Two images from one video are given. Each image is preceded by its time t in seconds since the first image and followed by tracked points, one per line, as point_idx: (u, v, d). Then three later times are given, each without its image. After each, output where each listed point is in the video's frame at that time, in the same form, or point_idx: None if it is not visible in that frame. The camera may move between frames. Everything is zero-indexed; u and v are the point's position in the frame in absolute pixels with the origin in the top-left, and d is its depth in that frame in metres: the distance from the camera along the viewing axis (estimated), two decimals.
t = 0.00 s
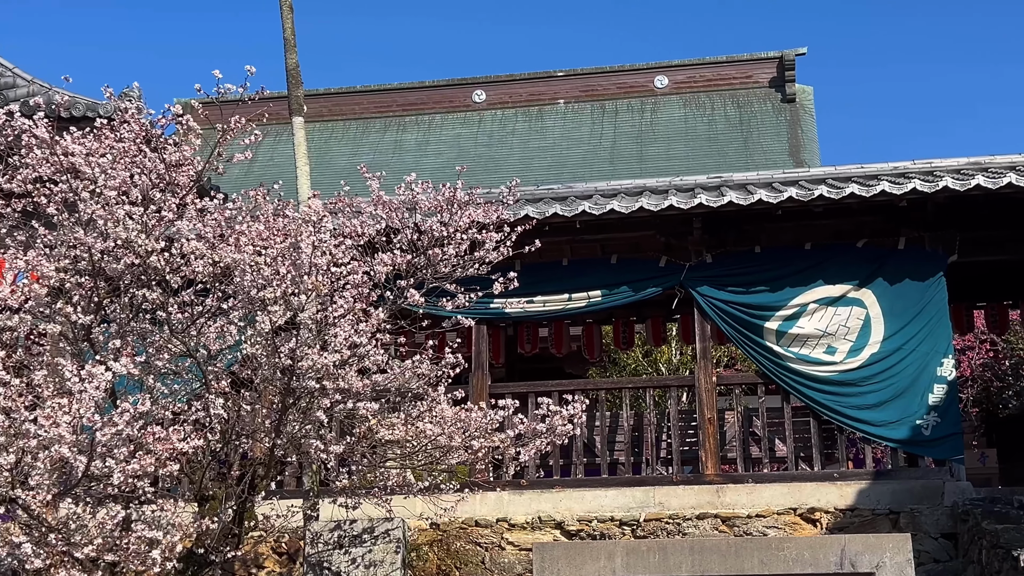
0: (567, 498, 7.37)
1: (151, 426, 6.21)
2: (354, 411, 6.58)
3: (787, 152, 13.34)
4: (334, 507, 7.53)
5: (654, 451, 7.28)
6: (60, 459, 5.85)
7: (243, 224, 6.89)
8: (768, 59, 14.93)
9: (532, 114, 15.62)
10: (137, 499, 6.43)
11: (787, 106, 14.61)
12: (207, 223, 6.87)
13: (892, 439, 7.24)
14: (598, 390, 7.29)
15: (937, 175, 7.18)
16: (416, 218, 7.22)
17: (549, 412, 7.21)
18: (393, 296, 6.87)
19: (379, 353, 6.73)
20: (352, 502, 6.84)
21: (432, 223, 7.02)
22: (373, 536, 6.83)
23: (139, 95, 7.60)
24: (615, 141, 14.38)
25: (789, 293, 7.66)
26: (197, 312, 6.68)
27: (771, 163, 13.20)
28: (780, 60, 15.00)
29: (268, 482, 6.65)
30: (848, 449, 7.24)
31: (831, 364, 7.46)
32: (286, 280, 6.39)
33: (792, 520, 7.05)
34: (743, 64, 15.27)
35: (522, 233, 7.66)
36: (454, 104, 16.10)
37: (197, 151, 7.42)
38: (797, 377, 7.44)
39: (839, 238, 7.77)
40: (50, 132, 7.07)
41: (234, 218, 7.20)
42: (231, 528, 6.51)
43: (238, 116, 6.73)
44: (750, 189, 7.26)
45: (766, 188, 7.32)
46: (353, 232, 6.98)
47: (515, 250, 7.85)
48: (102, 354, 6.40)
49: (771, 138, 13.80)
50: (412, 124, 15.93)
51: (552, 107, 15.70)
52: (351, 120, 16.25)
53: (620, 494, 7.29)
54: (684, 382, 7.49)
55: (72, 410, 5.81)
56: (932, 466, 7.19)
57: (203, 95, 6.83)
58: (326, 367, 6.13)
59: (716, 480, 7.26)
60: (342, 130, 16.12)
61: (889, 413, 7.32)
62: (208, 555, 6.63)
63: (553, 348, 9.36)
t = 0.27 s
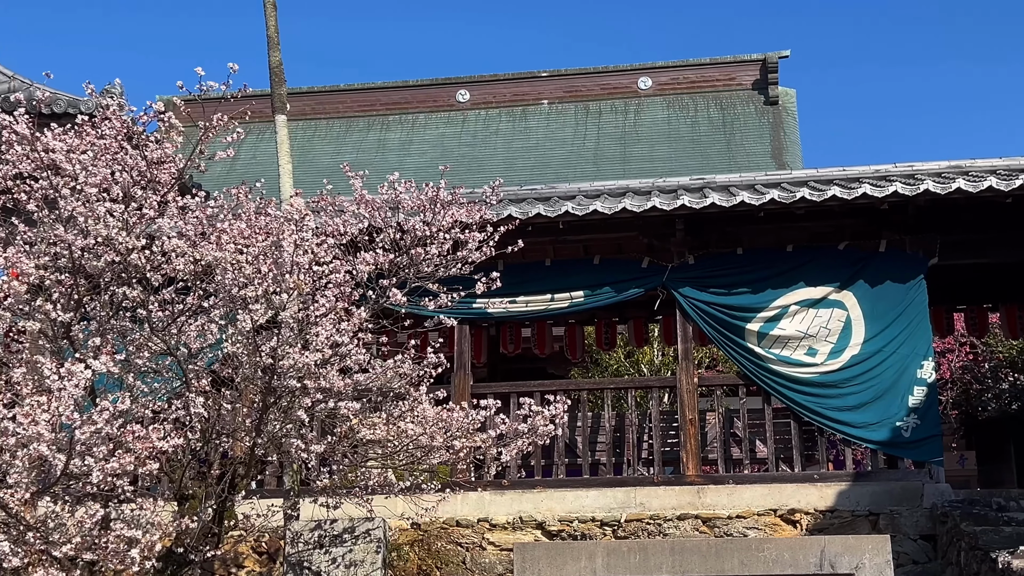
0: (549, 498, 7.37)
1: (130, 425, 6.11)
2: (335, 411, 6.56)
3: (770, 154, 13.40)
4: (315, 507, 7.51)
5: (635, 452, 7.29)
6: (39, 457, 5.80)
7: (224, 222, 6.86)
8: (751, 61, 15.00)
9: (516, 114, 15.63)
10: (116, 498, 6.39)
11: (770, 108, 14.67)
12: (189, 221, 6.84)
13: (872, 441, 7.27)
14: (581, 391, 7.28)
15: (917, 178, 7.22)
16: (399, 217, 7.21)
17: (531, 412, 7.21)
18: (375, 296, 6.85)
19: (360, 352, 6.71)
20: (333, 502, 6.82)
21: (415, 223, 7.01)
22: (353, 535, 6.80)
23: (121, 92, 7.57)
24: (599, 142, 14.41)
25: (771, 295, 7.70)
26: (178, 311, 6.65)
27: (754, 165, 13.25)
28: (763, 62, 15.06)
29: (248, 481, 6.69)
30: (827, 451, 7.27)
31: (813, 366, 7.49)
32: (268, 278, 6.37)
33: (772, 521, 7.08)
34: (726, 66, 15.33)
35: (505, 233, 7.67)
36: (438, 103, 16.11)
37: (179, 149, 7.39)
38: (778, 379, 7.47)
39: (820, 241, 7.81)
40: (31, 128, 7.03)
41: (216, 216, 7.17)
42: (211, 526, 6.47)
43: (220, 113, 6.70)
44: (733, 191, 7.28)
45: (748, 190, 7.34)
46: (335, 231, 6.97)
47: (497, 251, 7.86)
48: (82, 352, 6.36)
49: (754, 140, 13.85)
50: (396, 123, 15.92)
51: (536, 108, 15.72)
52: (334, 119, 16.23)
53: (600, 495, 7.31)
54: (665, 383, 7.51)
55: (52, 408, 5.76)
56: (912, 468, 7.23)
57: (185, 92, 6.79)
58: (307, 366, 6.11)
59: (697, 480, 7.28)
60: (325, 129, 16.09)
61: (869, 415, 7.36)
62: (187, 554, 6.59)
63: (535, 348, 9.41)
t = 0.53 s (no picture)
0: (530, 498, 7.38)
1: (109, 422, 6.08)
2: (317, 410, 6.55)
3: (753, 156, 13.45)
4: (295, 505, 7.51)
5: (617, 452, 7.30)
6: (18, 454, 5.74)
7: (206, 219, 6.82)
8: (734, 64, 15.05)
9: (500, 114, 15.65)
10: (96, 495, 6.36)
11: (753, 110, 14.72)
12: (170, 218, 6.80)
13: (852, 442, 7.30)
14: (563, 391, 7.28)
15: (899, 181, 7.25)
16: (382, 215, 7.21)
17: (513, 412, 7.21)
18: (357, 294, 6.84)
19: (342, 350, 6.70)
20: (313, 501, 6.80)
21: (397, 221, 7.00)
22: (333, 535, 6.76)
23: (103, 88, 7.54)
24: (583, 143, 14.45)
25: (753, 296, 7.72)
26: (159, 308, 6.62)
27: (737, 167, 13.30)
28: (747, 65, 15.11)
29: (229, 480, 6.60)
30: (808, 451, 7.30)
31: (794, 367, 7.52)
32: (249, 276, 6.35)
33: (752, 521, 7.11)
34: (710, 68, 15.39)
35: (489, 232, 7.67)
36: (422, 102, 16.11)
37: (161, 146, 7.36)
38: (759, 380, 7.50)
39: (802, 243, 7.84)
40: (11, 123, 6.99)
41: (198, 213, 7.15)
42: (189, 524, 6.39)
43: (203, 110, 6.68)
44: (715, 192, 7.30)
45: (731, 191, 7.37)
46: (317, 229, 6.96)
47: (480, 250, 7.86)
48: (62, 349, 6.32)
49: (737, 142, 13.91)
50: (379, 121, 15.90)
51: (520, 108, 15.73)
52: (318, 117, 16.21)
53: (582, 495, 7.32)
54: (647, 384, 7.52)
55: (31, 405, 5.70)
56: (892, 469, 7.26)
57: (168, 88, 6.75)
58: (288, 365, 6.09)
59: (678, 481, 7.30)
60: (309, 127, 16.07)
61: (849, 416, 7.40)
62: (167, 552, 6.57)
63: (518, 348, 9.44)
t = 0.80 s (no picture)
0: (512, 498, 7.38)
1: (88, 420, 6.05)
2: (298, 409, 6.53)
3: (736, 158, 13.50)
4: (276, 505, 7.50)
5: (599, 453, 7.31)
6: None
7: (188, 217, 6.78)
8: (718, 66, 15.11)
9: (484, 114, 15.65)
10: (74, 494, 6.32)
11: (736, 112, 14.78)
12: (151, 216, 6.76)
13: (833, 444, 7.34)
14: (545, 391, 7.28)
15: (881, 184, 7.28)
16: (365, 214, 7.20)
17: (495, 412, 7.21)
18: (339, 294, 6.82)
19: (324, 350, 6.68)
20: (294, 500, 6.77)
21: (380, 221, 6.98)
22: (314, 534, 6.76)
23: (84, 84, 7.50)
24: (567, 143, 14.47)
25: (735, 298, 7.75)
26: (139, 306, 6.58)
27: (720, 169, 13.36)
28: (731, 67, 15.17)
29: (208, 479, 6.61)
30: (788, 453, 7.33)
31: (775, 368, 7.55)
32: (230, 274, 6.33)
33: (732, 522, 7.12)
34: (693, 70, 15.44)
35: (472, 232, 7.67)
36: (406, 101, 16.09)
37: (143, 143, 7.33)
38: (740, 381, 7.52)
39: (784, 245, 7.87)
40: None
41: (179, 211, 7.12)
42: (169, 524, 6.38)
43: (185, 107, 6.64)
44: (699, 194, 7.31)
45: (714, 193, 7.39)
46: (299, 228, 6.95)
47: (463, 250, 7.85)
48: (41, 347, 6.28)
49: (720, 143, 13.95)
50: (362, 120, 15.88)
51: (504, 108, 15.74)
52: (301, 115, 16.17)
53: (563, 496, 7.32)
54: (629, 385, 7.54)
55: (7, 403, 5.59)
56: (872, 471, 7.30)
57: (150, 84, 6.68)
58: (269, 364, 6.07)
59: (659, 482, 7.31)
60: (292, 125, 16.03)
61: (830, 418, 7.43)
62: (146, 551, 6.53)
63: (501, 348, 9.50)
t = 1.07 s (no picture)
0: (494, 498, 7.38)
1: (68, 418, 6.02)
2: (279, 408, 6.52)
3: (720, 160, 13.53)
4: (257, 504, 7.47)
5: (581, 453, 7.31)
6: None
7: (169, 215, 6.75)
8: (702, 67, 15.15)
9: (469, 114, 15.64)
10: (54, 492, 6.28)
11: (720, 114, 14.82)
12: (133, 213, 6.73)
13: (814, 445, 7.37)
14: (528, 391, 7.28)
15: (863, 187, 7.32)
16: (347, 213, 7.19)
17: (477, 412, 7.20)
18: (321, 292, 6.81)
19: (306, 348, 6.67)
20: (275, 499, 6.74)
21: (363, 219, 6.97)
22: (294, 534, 6.71)
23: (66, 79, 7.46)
24: (551, 143, 14.49)
25: (717, 299, 7.77)
26: (120, 304, 6.55)
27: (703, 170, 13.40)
28: (715, 69, 15.22)
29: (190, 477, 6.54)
30: (769, 454, 7.36)
31: (757, 370, 7.57)
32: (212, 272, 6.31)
33: (714, 523, 7.15)
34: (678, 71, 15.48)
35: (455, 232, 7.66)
36: (391, 100, 16.08)
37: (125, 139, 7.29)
38: (722, 381, 7.54)
39: (766, 246, 7.90)
40: None
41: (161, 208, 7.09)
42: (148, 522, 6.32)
43: (168, 104, 6.59)
44: (682, 195, 7.33)
45: (697, 194, 7.41)
46: (281, 226, 6.94)
47: (447, 250, 7.84)
48: (20, 344, 6.23)
49: (704, 145, 13.99)
50: (347, 119, 15.85)
51: (489, 108, 15.74)
52: (285, 113, 16.13)
53: (545, 496, 7.33)
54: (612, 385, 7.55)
55: None
56: (853, 472, 7.33)
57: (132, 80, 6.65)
58: (251, 362, 6.05)
59: (641, 482, 7.32)
60: (276, 123, 15.98)
61: (811, 419, 7.46)
62: (126, 550, 6.50)
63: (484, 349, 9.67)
